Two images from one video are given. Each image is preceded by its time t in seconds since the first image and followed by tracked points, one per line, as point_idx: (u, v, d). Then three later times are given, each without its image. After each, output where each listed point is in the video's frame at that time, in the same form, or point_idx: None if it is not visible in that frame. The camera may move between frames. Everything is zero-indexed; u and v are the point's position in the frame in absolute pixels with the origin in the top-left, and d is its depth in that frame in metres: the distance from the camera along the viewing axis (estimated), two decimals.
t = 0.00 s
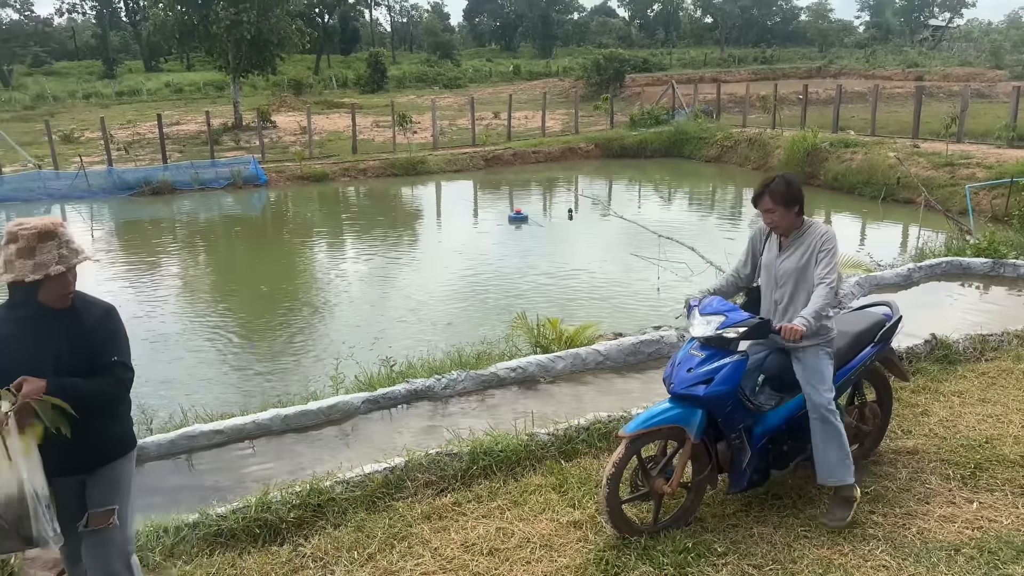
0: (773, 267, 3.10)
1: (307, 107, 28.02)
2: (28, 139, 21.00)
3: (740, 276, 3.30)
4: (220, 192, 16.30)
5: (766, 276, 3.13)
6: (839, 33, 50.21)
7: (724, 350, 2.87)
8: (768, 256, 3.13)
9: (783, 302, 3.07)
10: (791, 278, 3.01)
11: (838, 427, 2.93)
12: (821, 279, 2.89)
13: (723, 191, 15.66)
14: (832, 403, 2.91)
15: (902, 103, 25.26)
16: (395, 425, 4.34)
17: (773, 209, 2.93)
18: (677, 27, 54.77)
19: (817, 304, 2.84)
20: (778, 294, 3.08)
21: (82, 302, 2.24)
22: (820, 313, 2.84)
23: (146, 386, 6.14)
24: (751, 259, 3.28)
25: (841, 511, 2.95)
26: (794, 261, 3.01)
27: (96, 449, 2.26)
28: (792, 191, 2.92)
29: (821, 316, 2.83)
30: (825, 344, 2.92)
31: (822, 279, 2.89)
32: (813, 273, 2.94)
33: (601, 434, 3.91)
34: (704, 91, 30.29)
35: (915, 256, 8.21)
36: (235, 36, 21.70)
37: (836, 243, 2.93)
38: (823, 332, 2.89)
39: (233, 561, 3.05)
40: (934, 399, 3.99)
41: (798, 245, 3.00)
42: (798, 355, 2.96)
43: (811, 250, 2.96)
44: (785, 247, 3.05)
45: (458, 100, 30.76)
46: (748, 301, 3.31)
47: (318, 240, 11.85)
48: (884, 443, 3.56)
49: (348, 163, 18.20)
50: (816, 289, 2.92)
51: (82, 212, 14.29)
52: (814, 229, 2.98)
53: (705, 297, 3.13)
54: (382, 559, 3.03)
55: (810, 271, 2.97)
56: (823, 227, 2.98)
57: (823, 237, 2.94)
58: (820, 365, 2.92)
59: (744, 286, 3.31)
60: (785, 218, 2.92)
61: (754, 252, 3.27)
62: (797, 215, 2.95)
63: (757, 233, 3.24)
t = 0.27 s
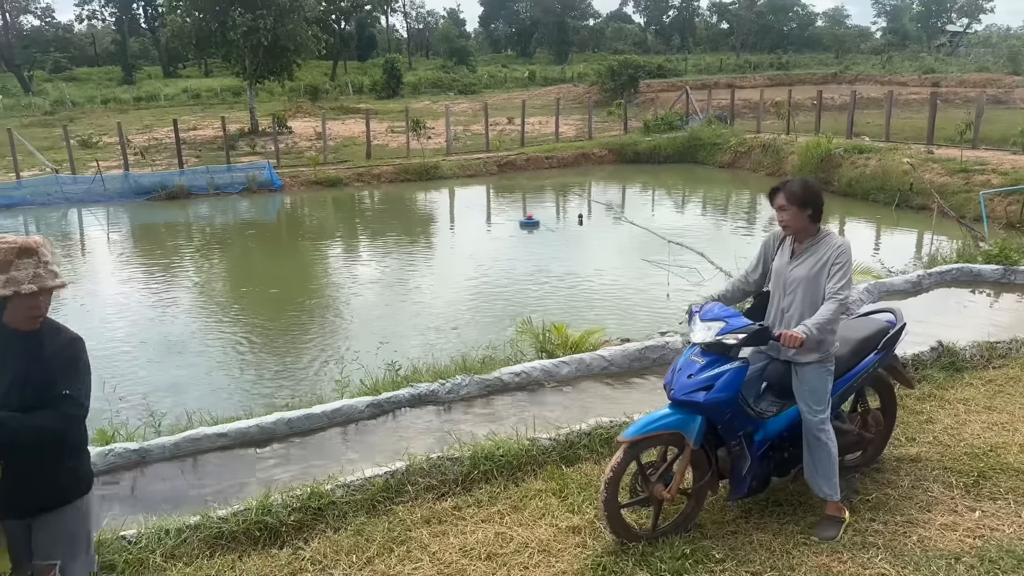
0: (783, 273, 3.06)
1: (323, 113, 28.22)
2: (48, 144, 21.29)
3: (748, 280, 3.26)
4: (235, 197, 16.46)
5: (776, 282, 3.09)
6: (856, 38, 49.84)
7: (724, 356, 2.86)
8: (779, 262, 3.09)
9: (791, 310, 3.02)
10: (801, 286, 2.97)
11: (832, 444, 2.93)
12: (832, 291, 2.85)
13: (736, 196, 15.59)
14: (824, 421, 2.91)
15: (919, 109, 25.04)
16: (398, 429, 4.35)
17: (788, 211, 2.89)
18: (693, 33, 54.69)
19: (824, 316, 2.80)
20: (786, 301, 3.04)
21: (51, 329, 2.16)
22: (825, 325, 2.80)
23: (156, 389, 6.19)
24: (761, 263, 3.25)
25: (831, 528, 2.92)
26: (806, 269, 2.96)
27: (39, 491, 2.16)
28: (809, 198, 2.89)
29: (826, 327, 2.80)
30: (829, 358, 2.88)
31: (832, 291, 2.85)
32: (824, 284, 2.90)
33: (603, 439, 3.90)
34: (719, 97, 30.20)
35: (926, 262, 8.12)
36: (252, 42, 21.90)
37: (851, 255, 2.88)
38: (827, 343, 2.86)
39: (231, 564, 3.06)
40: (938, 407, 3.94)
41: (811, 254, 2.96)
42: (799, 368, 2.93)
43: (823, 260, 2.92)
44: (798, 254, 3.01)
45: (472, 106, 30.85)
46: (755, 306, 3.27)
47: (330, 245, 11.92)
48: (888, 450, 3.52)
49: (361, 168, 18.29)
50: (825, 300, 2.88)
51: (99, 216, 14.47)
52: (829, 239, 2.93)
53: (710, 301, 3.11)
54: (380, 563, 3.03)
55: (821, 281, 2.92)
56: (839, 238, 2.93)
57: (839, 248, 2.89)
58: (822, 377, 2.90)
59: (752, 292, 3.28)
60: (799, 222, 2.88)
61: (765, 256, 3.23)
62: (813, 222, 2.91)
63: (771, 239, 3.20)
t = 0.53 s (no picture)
0: (777, 282, 3.04)
1: (339, 120, 28.44)
2: (68, 152, 21.63)
3: (743, 287, 3.25)
4: (251, 204, 16.60)
5: (770, 291, 3.06)
6: (875, 43, 49.42)
7: (716, 365, 2.83)
8: (773, 271, 3.06)
9: (783, 320, 3.00)
10: (795, 296, 2.95)
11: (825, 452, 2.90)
12: (826, 303, 2.83)
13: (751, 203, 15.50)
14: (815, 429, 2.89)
15: (937, 115, 24.78)
16: (398, 435, 4.36)
17: (786, 218, 2.88)
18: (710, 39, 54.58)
19: (817, 327, 2.78)
20: (778, 311, 3.02)
21: None
22: (818, 336, 2.78)
23: (168, 394, 6.26)
24: (756, 270, 3.23)
25: (827, 536, 2.89)
26: (801, 279, 2.94)
27: None
28: (810, 207, 2.87)
29: (818, 339, 2.77)
30: (820, 369, 2.87)
31: (826, 304, 2.83)
32: (819, 295, 2.88)
33: (601, 446, 3.89)
34: (735, 104, 30.08)
35: (938, 269, 8.03)
36: (269, 50, 22.15)
37: (846, 268, 2.85)
38: (819, 355, 2.83)
39: (227, 568, 3.08)
40: (942, 415, 3.89)
41: (807, 263, 2.93)
42: (791, 377, 2.91)
43: (818, 271, 2.89)
44: (792, 264, 2.99)
45: (487, 113, 30.95)
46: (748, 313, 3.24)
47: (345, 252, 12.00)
48: (888, 458, 3.48)
49: (376, 175, 18.40)
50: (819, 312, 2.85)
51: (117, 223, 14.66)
52: (825, 250, 2.91)
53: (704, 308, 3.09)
54: (374, 568, 3.04)
55: (815, 292, 2.91)
56: (836, 250, 2.91)
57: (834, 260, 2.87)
58: (814, 388, 2.87)
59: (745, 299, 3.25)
60: (796, 231, 2.86)
61: (761, 264, 3.21)
62: (812, 232, 2.89)
63: (766, 246, 3.17)
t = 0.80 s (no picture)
0: (763, 289, 3.02)
1: (361, 129, 28.72)
2: (96, 161, 22.08)
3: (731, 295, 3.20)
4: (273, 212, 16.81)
5: (756, 298, 3.05)
6: (902, 49, 48.80)
7: (701, 373, 2.81)
8: (759, 277, 3.05)
9: (770, 327, 2.98)
10: (781, 302, 2.94)
11: (818, 460, 2.88)
12: (811, 308, 2.82)
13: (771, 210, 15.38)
14: (807, 437, 2.87)
15: (964, 121, 24.40)
16: (403, 439, 4.39)
17: (774, 223, 2.86)
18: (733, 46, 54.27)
19: (801, 334, 2.77)
20: (766, 317, 3.00)
21: None
22: (803, 343, 2.77)
23: (185, 397, 6.36)
24: (744, 277, 3.22)
25: (825, 543, 2.87)
26: (786, 285, 2.92)
27: None
28: (795, 212, 2.86)
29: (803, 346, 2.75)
30: (808, 377, 2.85)
31: (811, 309, 2.81)
32: (804, 301, 2.86)
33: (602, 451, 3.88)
34: (757, 110, 29.88)
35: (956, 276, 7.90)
36: (292, 60, 22.46)
37: (831, 273, 2.84)
38: (804, 361, 2.81)
39: (228, 567, 3.14)
40: (950, 422, 3.82)
41: (791, 269, 2.92)
42: (779, 386, 2.89)
43: (803, 276, 2.87)
44: (778, 270, 2.97)
45: (508, 121, 31.06)
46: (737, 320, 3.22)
47: (369, 259, 12.12)
48: (892, 466, 3.43)
49: (396, 183, 18.54)
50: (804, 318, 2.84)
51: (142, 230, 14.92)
52: (810, 256, 2.90)
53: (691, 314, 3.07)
54: (371, 570, 3.06)
55: (801, 298, 2.89)
56: (822, 255, 2.89)
57: (820, 264, 2.85)
58: (802, 396, 2.85)
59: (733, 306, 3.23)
60: (782, 235, 2.85)
61: (748, 271, 3.19)
62: (797, 237, 2.88)
63: (752, 253, 3.16)
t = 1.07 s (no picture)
0: (752, 300, 2.99)
1: (388, 138, 29.01)
2: (129, 171, 22.57)
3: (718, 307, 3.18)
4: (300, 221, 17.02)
5: (745, 309, 3.02)
6: (935, 53, 47.98)
7: (689, 386, 2.77)
8: (748, 289, 3.02)
9: (759, 339, 2.95)
10: (770, 312, 2.91)
11: (813, 474, 2.85)
12: (800, 320, 2.79)
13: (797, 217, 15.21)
14: (800, 451, 2.83)
15: (998, 126, 23.92)
16: (417, 447, 4.43)
17: (769, 230, 2.85)
18: (762, 51, 53.86)
19: (790, 346, 2.74)
20: (755, 329, 2.98)
21: None
22: (792, 355, 2.74)
23: (209, 404, 6.47)
24: (732, 289, 3.19)
25: (833, 553, 2.82)
26: (775, 296, 2.90)
27: None
28: (787, 222, 2.86)
29: (791, 359, 2.72)
30: (798, 390, 2.82)
31: (799, 320, 2.79)
32: (793, 312, 2.83)
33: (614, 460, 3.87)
34: (785, 116, 29.59)
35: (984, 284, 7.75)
36: (320, 71, 22.79)
37: (821, 284, 2.82)
38: (794, 374, 2.78)
39: (242, 571, 3.19)
40: (969, 433, 3.75)
41: (780, 280, 2.89)
42: (770, 399, 2.85)
43: (792, 287, 2.85)
44: (767, 281, 2.95)
45: (534, 129, 31.15)
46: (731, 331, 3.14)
47: (394, 267, 12.23)
48: (908, 476, 3.37)
49: (422, 191, 18.68)
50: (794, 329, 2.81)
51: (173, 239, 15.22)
52: (799, 266, 2.88)
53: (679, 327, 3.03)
54: None
55: (790, 309, 2.86)
56: (813, 267, 2.87)
57: (811, 275, 2.83)
58: (793, 409, 2.82)
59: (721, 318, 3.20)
60: (774, 243, 2.84)
61: (735, 283, 3.17)
62: (788, 247, 2.87)
63: (739, 264, 3.14)
